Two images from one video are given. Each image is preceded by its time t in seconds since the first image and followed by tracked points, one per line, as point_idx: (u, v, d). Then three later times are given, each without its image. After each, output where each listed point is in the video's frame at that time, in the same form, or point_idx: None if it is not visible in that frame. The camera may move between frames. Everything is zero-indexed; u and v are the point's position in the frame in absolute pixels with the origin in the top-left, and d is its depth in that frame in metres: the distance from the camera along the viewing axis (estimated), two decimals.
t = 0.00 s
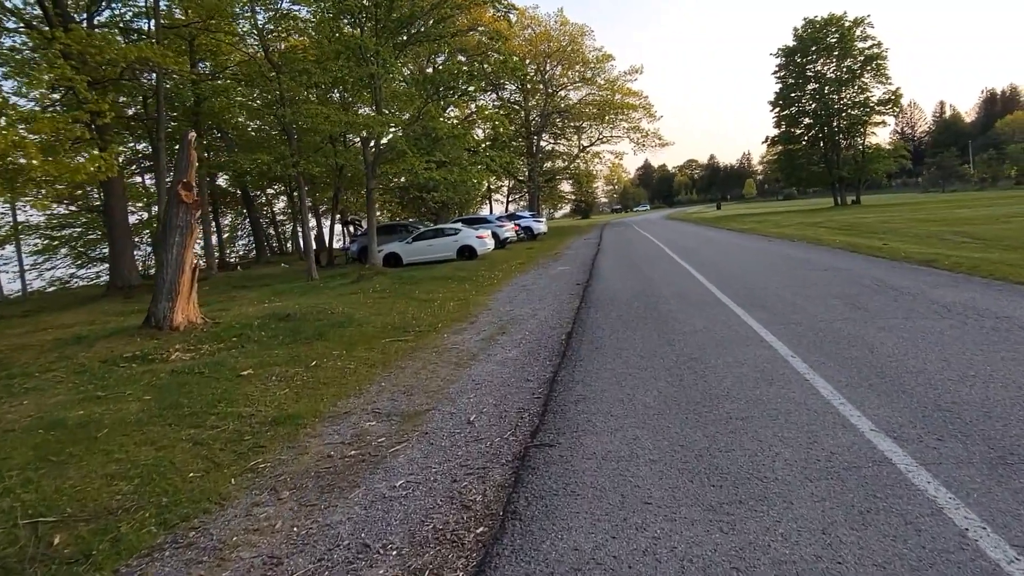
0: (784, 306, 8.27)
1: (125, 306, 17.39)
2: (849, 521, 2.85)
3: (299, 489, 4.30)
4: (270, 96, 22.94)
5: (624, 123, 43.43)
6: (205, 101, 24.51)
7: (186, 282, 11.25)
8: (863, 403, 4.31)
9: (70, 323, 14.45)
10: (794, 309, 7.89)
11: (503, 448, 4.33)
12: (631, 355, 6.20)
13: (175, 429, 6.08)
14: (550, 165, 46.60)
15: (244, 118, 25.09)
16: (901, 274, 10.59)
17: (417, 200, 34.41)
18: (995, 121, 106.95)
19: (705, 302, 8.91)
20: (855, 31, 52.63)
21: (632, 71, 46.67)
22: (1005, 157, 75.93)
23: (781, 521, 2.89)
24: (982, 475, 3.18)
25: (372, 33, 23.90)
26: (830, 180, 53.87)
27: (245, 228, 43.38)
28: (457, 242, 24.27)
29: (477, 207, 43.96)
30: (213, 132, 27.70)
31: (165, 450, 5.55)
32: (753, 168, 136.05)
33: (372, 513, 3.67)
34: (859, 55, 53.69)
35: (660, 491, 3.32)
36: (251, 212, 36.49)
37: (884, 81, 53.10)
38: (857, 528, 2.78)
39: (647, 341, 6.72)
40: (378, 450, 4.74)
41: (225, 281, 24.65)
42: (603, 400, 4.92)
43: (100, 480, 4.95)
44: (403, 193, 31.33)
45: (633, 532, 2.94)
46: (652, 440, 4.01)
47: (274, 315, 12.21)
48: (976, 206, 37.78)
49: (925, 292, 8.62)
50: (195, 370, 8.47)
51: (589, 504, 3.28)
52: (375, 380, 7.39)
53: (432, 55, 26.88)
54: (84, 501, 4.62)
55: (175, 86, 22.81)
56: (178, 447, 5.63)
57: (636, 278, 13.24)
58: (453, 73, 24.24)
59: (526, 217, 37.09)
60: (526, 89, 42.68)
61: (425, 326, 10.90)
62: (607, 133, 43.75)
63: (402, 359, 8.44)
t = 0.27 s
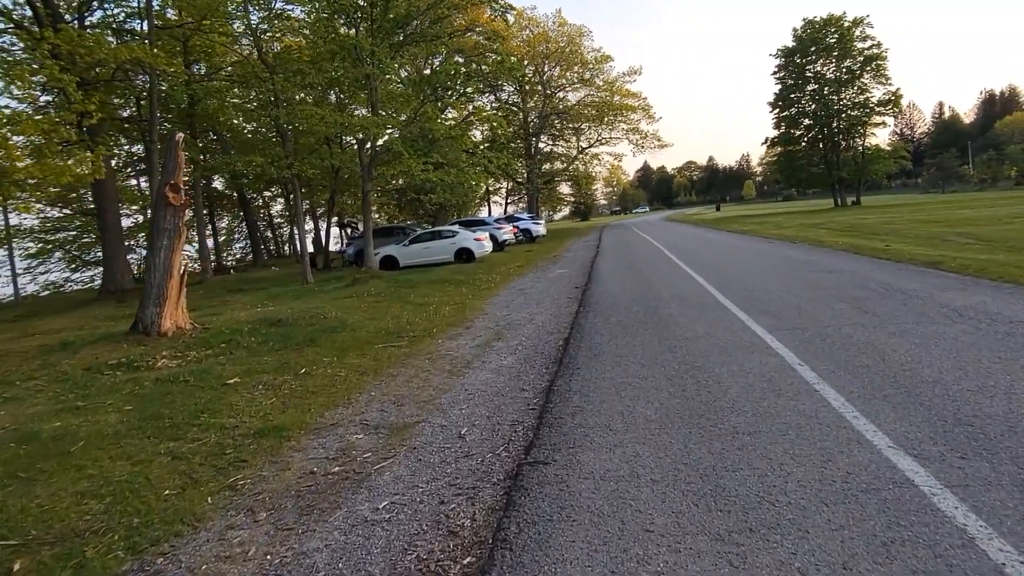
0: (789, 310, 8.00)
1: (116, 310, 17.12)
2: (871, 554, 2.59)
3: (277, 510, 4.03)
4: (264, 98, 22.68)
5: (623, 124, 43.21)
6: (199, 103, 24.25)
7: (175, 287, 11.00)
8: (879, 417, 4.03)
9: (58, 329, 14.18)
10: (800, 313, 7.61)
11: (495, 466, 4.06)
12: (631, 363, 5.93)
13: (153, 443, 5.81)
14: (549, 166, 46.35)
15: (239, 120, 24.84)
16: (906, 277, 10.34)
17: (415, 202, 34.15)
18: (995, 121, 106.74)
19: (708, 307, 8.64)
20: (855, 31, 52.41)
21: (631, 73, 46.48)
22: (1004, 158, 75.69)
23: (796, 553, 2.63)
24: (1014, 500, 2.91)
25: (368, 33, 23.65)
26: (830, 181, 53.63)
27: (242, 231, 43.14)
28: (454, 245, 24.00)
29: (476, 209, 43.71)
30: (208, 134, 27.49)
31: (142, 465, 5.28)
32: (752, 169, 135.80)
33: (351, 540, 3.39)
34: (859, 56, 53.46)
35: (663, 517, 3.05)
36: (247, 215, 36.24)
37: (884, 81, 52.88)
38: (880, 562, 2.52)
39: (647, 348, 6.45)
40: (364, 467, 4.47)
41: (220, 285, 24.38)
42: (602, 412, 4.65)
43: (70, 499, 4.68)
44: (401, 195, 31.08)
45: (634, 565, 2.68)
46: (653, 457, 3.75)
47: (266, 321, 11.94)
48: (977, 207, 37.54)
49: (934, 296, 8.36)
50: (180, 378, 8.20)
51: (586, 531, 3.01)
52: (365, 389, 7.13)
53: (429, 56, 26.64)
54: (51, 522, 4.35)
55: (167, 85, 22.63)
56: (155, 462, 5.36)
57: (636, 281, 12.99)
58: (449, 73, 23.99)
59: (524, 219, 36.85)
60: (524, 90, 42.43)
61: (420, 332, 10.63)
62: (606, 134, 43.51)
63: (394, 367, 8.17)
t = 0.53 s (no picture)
0: (795, 318, 7.74)
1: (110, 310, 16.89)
2: None
3: (253, 533, 3.77)
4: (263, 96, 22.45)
5: (625, 126, 42.99)
6: (197, 101, 24.04)
7: (165, 289, 10.75)
8: (896, 439, 3.77)
9: (49, 329, 13.95)
10: (806, 322, 7.35)
11: (485, 487, 3.81)
12: (631, 374, 5.68)
13: (132, 454, 5.56)
14: (550, 168, 46.11)
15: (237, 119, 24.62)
16: (914, 284, 10.07)
17: (415, 203, 33.92)
18: (998, 125, 106.41)
19: (711, 313, 8.38)
20: (858, 33, 52.14)
21: (633, 74, 46.27)
22: (1008, 162, 75.34)
23: None
24: None
25: (368, 32, 23.43)
26: (833, 184, 53.35)
27: (242, 230, 42.95)
28: (454, 246, 23.78)
29: (476, 209, 43.49)
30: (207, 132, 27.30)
31: (117, 479, 5.02)
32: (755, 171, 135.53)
33: (327, 570, 3.13)
34: (863, 58, 53.17)
35: (665, 552, 2.80)
36: (246, 214, 36.05)
37: (888, 84, 52.59)
38: None
39: (648, 358, 6.19)
40: (348, 485, 4.22)
41: (217, 285, 24.15)
42: (601, 429, 4.39)
43: (39, 516, 4.43)
44: (400, 196, 30.84)
45: None
46: (655, 481, 3.49)
47: (259, 323, 11.70)
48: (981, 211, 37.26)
49: (945, 304, 8.10)
50: (166, 383, 7.95)
51: (582, 567, 2.76)
52: (356, 397, 6.87)
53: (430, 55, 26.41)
54: (15, 541, 4.10)
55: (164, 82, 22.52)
56: (131, 475, 5.11)
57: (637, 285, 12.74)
58: (450, 72, 23.76)
59: (525, 220, 36.63)
60: (526, 90, 42.19)
61: (416, 336, 10.38)
62: (608, 135, 43.28)
63: (388, 374, 7.92)
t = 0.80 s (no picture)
0: (801, 325, 7.49)
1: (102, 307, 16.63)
2: None
3: (225, 550, 3.50)
4: (262, 93, 22.19)
5: (627, 129, 42.76)
6: (196, 97, 23.81)
7: (155, 286, 10.48)
8: (917, 459, 3.51)
9: (37, 325, 13.70)
10: (814, 330, 7.10)
11: (475, 503, 3.55)
12: (632, 382, 5.42)
13: (106, 459, 5.30)
14: (552, 170, 45.87)
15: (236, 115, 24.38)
16: (923, 292, 9.82)
17: (414, 203, 33.66)
18: (1000, 134, 106.19)
19: (714, 319, 8.12)
20: (862, 39, 51.95)
21: (636, 77, 46.04)
22: (1010, 171, 75.09)
23: None
24: None
25: (369, 30, 23.20)
26: (835, 190, 53.12)
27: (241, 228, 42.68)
28: (452, 247, 23.52)
29: (476, 211, 43.23)
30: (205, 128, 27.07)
31: (88, 487, 4.76)
32: (756, 177, 135.33)
33: None
34: (866, 65, 52.95)
35: None
36: (244, 212, 35.81)
37: (891, 91, 52.39)
38: None
39: (648, 366, 5.94)
40: (329, 499, 3.95)
41: (212, 283, 23.90)
42: (600, 441, 4.14)
43: None
44: (400, 196, 30.60)
45: None
46: (659, 501, 3.23)
47: (251, 323, 11.43)
48: (983, 219, 37.02)
49: (955, 313, 7.85)
50: (150, 383, 7.69)
51: None
52: (344, 402, 6.60)
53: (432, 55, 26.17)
54: None
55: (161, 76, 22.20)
56: (103, 482, 4.84)
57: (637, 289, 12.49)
58: (451, 72, 23.52)
59: (525, 222, 36.38)
60: (528, 92, 41.96)
61: (410, 339, 10.11)
62: (610, 138, 43.04)
63: (379, 378, 7.66)
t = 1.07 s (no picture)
0: (809, 330, 7.23)
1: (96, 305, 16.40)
2: None
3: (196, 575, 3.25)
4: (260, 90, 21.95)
5: (629, 128, 42.49)
6: (195, 93, 23.57)
7: (145, 285, 10.23)
8: (942, 481, 3.26)
9: (29, 324, 13.48)
10: (822, 335, 6.83)
11: (466, 526, 3.30)
12: (634, 392, 5.17)
13: (82, 469, 5.05)
14: (553, 169, 45.60)
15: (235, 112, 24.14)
16: (932, 295, 9.57)
17: (415, 201, 33.43)
18: (1004, 135, 105.75)
19: (719, 323, 7.86)
20: (867, 39, 51.61)
21: (639, 75, 45.75)
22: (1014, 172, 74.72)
23: None
24: None
25: (369, 26, 22.92)
26: (838, 191, 52.81)
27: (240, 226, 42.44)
28: (452, 246, 23.25)
29: (477, 209, 42.98)
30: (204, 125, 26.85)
31: (60, 500, 4.51)
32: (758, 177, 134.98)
33: None
34: (871, 65, 52.61)
35: None
36: (244, 209, 35.60)
37: (895, 91, 52.05)
38: None
39: (651, 373, 5.68)
40: (310, 518, 3.70)
41: (210, 280, 23.66)
42: (600, 458, 3.89)
43: None
44: (400, 194, 30.34)
45: None
46: (664, 529, 2.97)
47: (244, 323, 11.19)
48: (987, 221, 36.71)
49: (968, 317, 7.58)
50: (136, 386, 7.44)
51: None
52: (334, 408, 6.35)
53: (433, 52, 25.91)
54: None
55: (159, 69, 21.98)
56: (76, 495, 4.59)
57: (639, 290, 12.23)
58: (452, 69, 23.24)
59: (526, 221, 36.13)
60: (530, 90, 41.67)
61: (405, 340, 9.86)
62: (612, 138, 42.76)
63: (372, 382, 7.41)
